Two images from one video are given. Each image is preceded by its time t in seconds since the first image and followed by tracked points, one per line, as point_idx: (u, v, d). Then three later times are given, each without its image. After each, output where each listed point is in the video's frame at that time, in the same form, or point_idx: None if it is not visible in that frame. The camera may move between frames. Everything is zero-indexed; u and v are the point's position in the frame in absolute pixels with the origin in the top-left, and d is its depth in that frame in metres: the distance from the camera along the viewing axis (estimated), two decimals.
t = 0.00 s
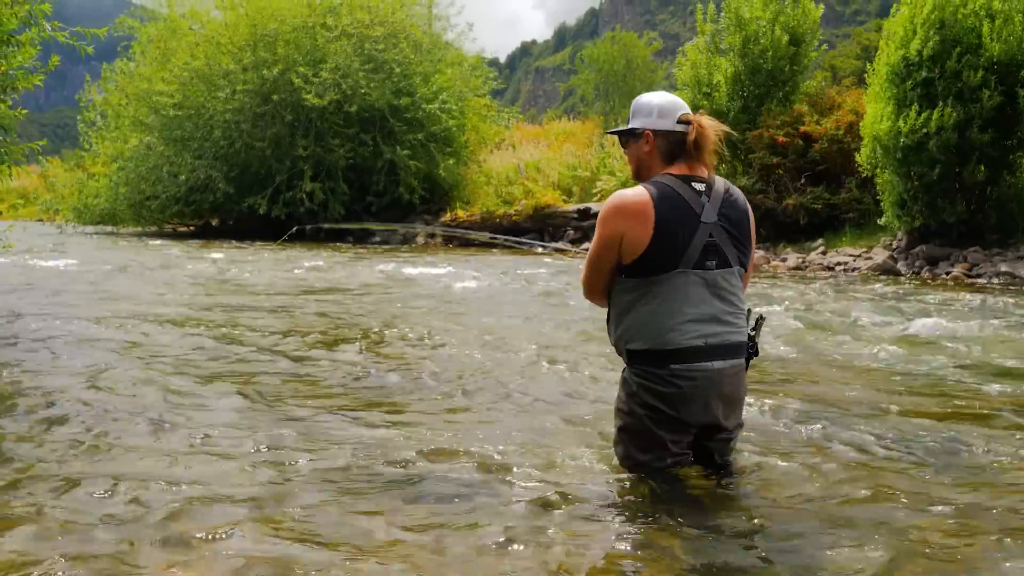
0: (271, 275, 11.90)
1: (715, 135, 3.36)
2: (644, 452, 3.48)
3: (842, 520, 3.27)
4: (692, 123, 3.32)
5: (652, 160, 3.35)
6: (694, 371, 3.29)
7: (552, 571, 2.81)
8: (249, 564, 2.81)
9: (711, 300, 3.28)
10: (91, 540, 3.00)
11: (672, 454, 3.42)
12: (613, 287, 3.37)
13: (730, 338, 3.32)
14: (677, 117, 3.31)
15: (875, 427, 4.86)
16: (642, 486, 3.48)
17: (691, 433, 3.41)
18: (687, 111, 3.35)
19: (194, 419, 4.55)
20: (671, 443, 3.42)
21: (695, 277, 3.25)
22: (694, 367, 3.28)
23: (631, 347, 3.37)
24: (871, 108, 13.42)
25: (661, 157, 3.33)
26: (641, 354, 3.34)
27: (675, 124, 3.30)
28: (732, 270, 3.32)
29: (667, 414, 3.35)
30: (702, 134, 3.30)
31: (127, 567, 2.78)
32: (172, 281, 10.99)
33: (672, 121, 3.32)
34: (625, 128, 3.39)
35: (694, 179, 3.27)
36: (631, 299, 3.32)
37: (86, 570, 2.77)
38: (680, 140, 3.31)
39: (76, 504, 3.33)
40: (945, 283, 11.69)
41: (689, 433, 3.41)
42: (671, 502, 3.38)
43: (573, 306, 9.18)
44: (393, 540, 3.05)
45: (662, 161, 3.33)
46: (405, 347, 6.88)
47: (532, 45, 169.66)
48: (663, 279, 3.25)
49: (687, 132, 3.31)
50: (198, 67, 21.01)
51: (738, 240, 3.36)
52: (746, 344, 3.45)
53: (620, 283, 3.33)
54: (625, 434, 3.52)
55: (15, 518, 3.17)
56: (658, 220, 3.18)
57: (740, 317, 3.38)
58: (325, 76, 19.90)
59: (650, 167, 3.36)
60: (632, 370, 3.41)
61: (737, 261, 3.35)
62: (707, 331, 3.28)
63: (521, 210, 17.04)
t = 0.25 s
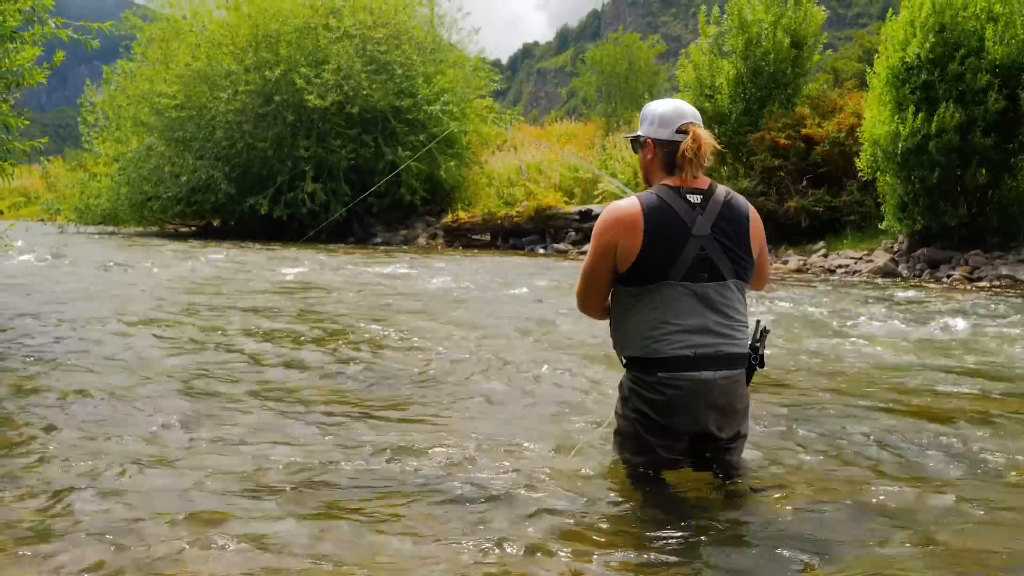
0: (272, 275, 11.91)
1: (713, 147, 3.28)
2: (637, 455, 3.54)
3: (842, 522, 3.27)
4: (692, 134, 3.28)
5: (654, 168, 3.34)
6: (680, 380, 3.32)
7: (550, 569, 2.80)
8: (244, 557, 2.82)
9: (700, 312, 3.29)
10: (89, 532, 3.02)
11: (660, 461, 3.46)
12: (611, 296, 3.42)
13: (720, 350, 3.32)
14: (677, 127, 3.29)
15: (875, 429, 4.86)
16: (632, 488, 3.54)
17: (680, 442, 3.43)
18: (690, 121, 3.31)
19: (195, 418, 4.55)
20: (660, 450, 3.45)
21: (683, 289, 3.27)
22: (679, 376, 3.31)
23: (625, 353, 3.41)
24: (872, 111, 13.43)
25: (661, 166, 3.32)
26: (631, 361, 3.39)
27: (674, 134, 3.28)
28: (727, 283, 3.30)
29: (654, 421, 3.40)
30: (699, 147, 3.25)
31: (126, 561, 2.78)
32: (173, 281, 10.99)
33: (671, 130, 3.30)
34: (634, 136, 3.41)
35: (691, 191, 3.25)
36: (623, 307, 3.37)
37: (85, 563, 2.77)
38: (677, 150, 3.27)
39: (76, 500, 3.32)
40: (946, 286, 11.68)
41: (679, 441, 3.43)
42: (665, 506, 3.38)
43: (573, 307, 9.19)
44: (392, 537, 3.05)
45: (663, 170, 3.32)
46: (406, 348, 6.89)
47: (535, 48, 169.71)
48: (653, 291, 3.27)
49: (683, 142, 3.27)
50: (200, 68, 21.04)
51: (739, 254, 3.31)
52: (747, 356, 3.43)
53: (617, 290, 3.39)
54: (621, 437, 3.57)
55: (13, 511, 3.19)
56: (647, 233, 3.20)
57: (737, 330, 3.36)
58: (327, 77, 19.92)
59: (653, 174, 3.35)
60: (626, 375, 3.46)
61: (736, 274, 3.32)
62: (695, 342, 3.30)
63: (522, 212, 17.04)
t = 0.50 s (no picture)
0: (272, 279, 11.92)
1: (716, 160, 3.25)
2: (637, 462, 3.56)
3: (838, 530, 3.27)
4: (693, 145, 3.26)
5: (658, 178, 3.35)
6: (674, 390, 3.33)
7: None
8: (241, 566, 2.83)
9: (695, 323, 3.30)
10: (91, 542, 3.05)
11: (657, 469, 3.48)
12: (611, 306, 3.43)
13: (716, 361, 3.32)
14: (679, 139, 3.29)
15: (873, 435, 4.87)
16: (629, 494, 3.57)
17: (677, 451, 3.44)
18: (694, 131, 3.30)
19: (194, 423, 4.56)
20: (657, 458, 3.47)
21: (677, 300, 3.28)
22: (673, 386, 3.33)
23: (625, 362, 3.44)
24: (871, 117, 13.45)
25: (664, 177, 3.31)
26: (628, 369, 3.42)
27: (675, 146, 3.28)
28: (724, 294, 3.30)
29: (649, 429, 3.42)
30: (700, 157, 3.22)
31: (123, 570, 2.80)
32: (173, 285, 11.00)
33: (675, 141, 3.30)
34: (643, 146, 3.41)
35: (690, 202, 3.23)
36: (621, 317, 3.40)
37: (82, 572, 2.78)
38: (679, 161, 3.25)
39: (74, 508, 3.34)
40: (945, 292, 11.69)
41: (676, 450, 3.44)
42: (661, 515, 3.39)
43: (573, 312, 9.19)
44: (388, 546, 3.06)
45: (666, 181, 3.31)
46: (406, 352, 6.91)
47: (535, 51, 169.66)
48: (648, 300, 3.29)
49: (683, 153, 3.27)
50: (201, 72, 21.07)
51: (739, 266, 3.30)
52: (748, 368, 3.41)
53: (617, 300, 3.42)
54: (621, 445, 3.59)
55: (12, 520, 3.20)
56: (644, 242, 3.20)
57: (736, 342, 3.36)
58: (328, 82, 19.95)
59: (658, 184, 3.36)
60: (625, 383, 3.49)
61: (734, 287, 3.31)
62: (689, 353, 3.31)
63: (522, 217, 17.05)
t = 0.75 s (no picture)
0: (275, 286, 11.92)
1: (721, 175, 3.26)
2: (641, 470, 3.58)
3: (842, 539, 3.26)
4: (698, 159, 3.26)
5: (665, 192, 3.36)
6: (673, 401, 3.34)
7: None
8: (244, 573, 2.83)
9: (695, 335, 3.29)
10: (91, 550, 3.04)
11: (658, 478, 3.49)
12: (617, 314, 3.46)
13: (716, 373, 3.31)
14: (685, 153, 3.30)
15: (876, 444, 4.87)
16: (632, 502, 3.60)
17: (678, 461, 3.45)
18: (701, 147, 3.31)
19: (198, 430, 4.56)
20: (658, 468, 3.48)
21: (678, 312, 3.28)
22: (672, 397, 3.34)
23: (628, 371, 3.46)
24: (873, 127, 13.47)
25: (670, 191, 3.33)
26: (631, 378, 3.44)
27: (680, 160, 3.30)
28: (725, 308, 3.28)
29: (650, 439, 3.43)
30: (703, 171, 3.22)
31: None
32: (175, 292, 11.00)
33: (681, 155, 3.31)
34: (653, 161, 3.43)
35: (692, 216, 3.23)
36: (625, 326, 3.42)
37: None
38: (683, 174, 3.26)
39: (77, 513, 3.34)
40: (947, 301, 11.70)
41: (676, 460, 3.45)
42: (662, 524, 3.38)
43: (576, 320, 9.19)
44: (392, 553, 3.06)
45: (672, 195, 3.33)
46: (409, 360, 6.91)
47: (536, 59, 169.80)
48: (649, 310, 3.31)
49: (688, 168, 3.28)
50: (203, 79, 21.11)
51: (741, 280, 3.27)
52: (752, 381, 3.39)
53: (622, 309, 3.44)
54: (624, 454, 3.61)
55: (16, 525, 3.20)
56: (645, 253, 3.22)
57: (738, 355, 3.33)
58: (330, 89, 19.98)
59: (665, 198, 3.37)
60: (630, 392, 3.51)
61: (736, 300, 3.28)
62: (689, 365, 3.31)
63: (524, 225, 17.05)
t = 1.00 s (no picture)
0: (275, 290, 11.92)
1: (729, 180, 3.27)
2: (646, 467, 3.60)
3: (846, 532, 3.26)
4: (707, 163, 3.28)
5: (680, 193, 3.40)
6: (675, 399, 3.36)
7: None
8: (249, 566, 2.83)
9: (698, 335, 3.31)
10: (96, 542, 3.03)
11: (661, 475, 3.51)
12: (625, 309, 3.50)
13: (718, 372, 3.32)
14: (696, 155, 3.34)
15: (878, 446, 4.86)
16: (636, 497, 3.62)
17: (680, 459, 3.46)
18: (714, 150, 3.33)
19: (201, 430, 4.56)
20: (661, 465, 3.50)
21: (680, 311, 3.30)
22: (674, 394, 3.36)
23: (634, 368, 3.48)
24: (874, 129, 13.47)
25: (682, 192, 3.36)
26: (636, 375, 3.47)
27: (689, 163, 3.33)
28: (729, 308, 3.28)
29: (653, 435, 3.45)
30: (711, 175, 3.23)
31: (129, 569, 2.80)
32: (176, 295, 10.99)
33: (692, 158, 3.35)
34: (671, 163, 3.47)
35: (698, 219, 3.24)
36: (632, 322, 3.45)
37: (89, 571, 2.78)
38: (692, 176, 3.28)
39: (81, 508, 3.34)
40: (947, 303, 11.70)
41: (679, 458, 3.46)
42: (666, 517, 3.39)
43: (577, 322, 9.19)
44: (395, 546, 3.06)
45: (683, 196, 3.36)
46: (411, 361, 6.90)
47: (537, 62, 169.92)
48: (653, 307, 3.34)
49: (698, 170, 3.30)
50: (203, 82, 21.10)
51: (746, 282, 3.25)
52: (756, 380, 3.39)
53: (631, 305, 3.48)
54: (631, 450, 3.63)
55: (20, 521, 3.20)
56: (649, 252, 3.26)
57: (741, 355, 3.34)
58: (332, 92, 19.98)
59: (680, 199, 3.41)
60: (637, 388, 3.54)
61: (740, 301, 3.27)
62: (691, 363, 3.33)
63: (525, 228, 17.05)
